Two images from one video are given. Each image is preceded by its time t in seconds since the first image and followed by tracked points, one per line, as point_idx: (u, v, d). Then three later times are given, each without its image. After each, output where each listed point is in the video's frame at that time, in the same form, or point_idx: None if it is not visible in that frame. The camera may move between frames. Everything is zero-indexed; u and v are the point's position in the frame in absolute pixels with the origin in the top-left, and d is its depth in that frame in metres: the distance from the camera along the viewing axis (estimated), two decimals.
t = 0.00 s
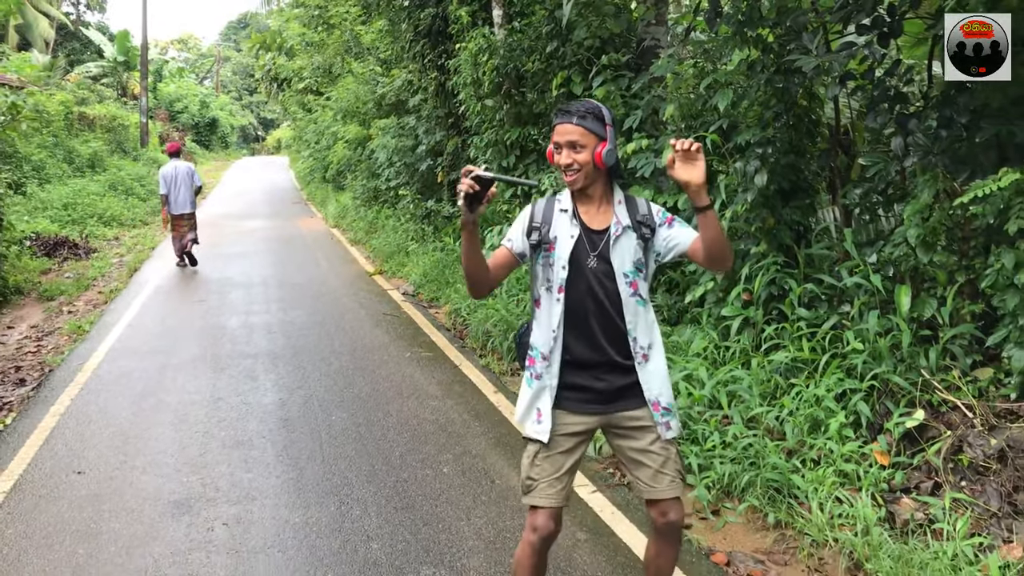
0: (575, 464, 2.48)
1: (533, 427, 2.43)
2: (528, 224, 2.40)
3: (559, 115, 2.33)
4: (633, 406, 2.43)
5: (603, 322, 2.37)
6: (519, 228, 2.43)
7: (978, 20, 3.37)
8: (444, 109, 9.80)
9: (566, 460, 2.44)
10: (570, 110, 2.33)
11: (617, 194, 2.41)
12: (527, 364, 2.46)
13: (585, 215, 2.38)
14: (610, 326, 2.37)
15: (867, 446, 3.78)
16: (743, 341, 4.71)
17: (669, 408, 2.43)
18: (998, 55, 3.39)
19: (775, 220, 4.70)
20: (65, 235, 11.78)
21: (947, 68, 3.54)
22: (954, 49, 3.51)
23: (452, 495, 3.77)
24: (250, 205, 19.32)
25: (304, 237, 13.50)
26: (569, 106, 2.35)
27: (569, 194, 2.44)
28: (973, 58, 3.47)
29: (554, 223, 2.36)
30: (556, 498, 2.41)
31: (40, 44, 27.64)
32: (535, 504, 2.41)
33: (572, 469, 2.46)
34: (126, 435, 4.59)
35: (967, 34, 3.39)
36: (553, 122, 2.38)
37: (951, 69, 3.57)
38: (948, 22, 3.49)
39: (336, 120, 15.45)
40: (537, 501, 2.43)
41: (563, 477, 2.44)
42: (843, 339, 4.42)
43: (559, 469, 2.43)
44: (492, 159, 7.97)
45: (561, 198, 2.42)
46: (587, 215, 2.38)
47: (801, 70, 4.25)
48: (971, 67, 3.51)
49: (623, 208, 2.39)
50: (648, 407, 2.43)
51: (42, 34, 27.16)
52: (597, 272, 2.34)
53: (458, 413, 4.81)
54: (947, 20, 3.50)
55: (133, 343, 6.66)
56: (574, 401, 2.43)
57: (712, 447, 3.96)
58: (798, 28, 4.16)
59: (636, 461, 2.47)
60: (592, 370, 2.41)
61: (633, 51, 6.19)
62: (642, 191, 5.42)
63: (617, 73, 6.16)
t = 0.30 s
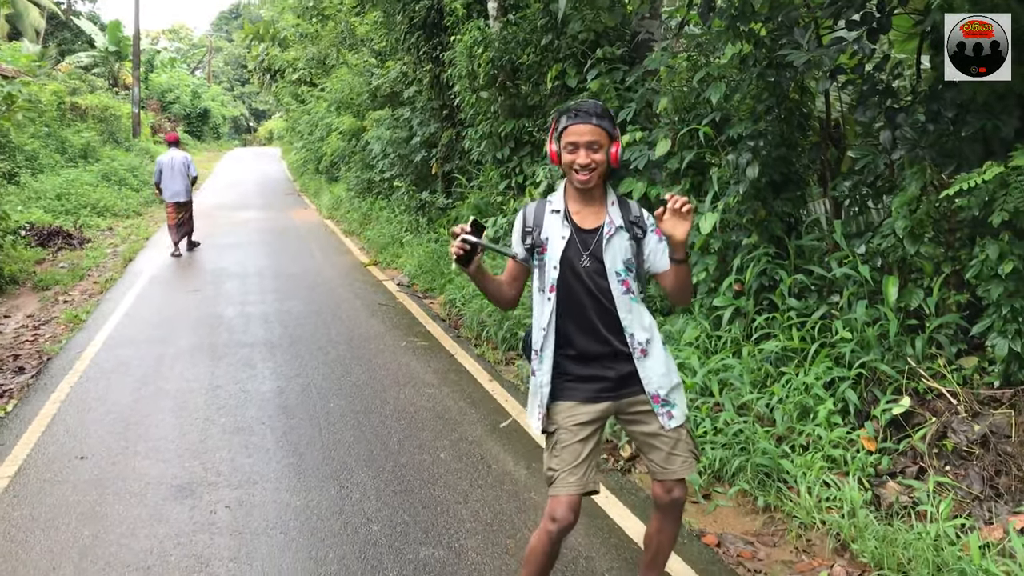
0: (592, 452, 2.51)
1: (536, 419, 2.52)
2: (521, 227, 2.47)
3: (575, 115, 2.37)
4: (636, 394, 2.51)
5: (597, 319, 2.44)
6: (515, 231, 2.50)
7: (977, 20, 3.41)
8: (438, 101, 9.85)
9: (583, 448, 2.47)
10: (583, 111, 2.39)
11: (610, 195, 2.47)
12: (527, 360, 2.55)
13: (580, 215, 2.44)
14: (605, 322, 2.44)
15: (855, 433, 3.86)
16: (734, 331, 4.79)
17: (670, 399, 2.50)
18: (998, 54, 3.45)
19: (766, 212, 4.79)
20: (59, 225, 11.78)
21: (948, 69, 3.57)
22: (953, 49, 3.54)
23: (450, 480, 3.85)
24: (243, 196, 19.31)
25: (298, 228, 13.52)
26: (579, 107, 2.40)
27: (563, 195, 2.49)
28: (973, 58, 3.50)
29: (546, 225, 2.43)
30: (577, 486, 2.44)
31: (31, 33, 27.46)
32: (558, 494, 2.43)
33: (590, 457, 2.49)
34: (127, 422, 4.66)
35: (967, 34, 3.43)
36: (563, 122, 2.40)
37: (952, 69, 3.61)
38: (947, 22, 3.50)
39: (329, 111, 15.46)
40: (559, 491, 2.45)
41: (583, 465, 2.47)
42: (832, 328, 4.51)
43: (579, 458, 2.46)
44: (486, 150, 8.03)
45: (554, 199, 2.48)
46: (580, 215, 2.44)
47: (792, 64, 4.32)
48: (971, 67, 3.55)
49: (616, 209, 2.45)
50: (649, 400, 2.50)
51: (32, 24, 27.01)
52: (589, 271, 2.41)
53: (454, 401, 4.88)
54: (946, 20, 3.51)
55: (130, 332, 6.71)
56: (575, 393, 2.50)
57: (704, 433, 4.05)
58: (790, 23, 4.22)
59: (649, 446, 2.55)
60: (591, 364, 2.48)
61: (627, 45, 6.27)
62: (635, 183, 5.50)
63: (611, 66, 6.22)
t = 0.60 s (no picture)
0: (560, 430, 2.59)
1: (512, 397, 2.58)
2: (494, 208, 2.51)
3: (576, 104, 2.43)
4: (604, 375, 2.58)
5: (569, 299, 2.52)
6: (484, 212, 2.53)
7: (977, 21, 3.49)
8: (439, 95, 9.93)
9: (549, 426, 2.55)
10: (571, 99, 2.45)
11: (577, 177, 2.57)
12: (502, 341, 2.62)
13: (551, 197, 2.52)
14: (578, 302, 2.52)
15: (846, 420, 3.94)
16: (730, 321, 4.88)
17: (636, 375, 2.59)
18: (998, 55, 3.51)
19: (762, 205, 4.87)
20: (62, 217, 11.85)
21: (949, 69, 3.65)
22: (954, 51, 3.62)
23: (450, 465, 3.94)
24: (245, 189, 19.35)
25: (300, 220, 13.59)
26: (572, 95, 2.46)
27: (534, 176, 2.54)
28: (973, 58, 3.58)
29: (518, 207, 2.49)
30: (546, 463, 2.52)
31: (32, 25, 27.46)
32: (528, 470, 2.52)
33: (557, 435, 2.56)
34: (133, 409, 4.74)
35: (967, 34, 3.51)
36: (561, 108, 2.43)
37: (952, 70, 3.68)
38: (947, 22, 3.61)
39: (331, 103, 15.53)
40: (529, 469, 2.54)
41: (550, 443, 2.55)
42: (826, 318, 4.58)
43: (547, 436, 2.53)
44: (487, 143, 8.10)
45: (521, 182, 2.54)
46: (549, 197, 2.52)
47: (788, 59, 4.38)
48: (971, 67, 3.62)
49: (582, 188, 2.56)
50: (616, 375, 2.59)
51: (33, 16, 27.02)
52: (564, 250, 2.50)
53: (454, 389, 4.97)
54: (946, 20, 3.61)
55: (133, 322, 6.79)
56: (550, 371, 2.56)
57: (699, 420, 4.14)
58: (785, 18, 4.30)
59: (612, 425, 2.64)
60: (563, 344, 2.56)
61: (626, 39, 6.35)
62: (634, 176, 5.57)
63: (610, 60, 6.29)
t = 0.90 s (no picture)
0: (514, 425, 2.66)
1: (462, 393, 2.61)
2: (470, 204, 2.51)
3: (551, 108, 2.47)
4: (555, 378, 2.68)
5: (532, 299, 2.58)
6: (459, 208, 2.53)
7: (977, 21, 3.56)
8: (445, 88, 10.02)
9: (504, 421, 2.62)
10: (545, 102, 2.49)
11: (552, 181, 2.63)
12: (456, 336, 2.64)
13: (526, 199, 2.56)
14: (542, 303, 2.60)
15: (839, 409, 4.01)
16: (727, 312, 4.96)
17: (586, 380, 2.68)
18: (998, 55, 3.60)
19: (760, 198, 4.93)
20: (72, 208, 11.99)
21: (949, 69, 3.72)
22: (954, 51, 3.69)
23: (451, 451, 4.04)
24: (252, 181, 19.48)
25: (306, 213, 13.71)
26: (547, 99, 2.51)
27: (510, 178, 2.57)
28: (973, 58, 3.65)
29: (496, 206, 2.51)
30: (504, 455, 2.58)
31: (42, 18, 27.63)
32: (488, 463, 2.56)
33: (511, 429, 2.64)
34: (142, 395, 4.86)
35: (968, 34, 3.58)
36: (535, 111, 2.47)
37: (951, 70, 3.75)
38: (947, 22, 3.65)
39: (338, 97, 15.65)
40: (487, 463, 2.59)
41: (506, 436, 2.61)
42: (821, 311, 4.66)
43: (502, 430, 2.60)
44: (492, 137, 8.19)
45: (498, 182, 2.58)
46: (524, 198, 2.56)
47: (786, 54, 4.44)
48: (971, 67, 3.69)
49: (558, 193, 2.62)
50: (567, 378, 2.68)
51: (43, 9, 27.18)
52: (535, 252, 2.55)
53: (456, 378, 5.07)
54: (946, 20, 3.65)
55: (141, 312, 6.90)
56: (502, 367, 2.64)
57: (694, 409, 4.22)
58: (783, 14, 4.36)
59: (564, 429, 2.72)
60: (519, 342, 2.64)
61: (629, 34, 6.43)
62: (635, 169, 5.64)
63: (613, 54, 6.37)
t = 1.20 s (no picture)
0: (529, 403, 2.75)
1: (482, 376, 2.68)
2: (477, 192, 2.59)
3: (550, 94, 2.55)
4: (569, 355, 2.76)
5: (545, 281, 2.67)
6: (466, 197, 2.62)
7: (977, 21, 3.68)
8: (454, 78, 10.11)
9: (519, 400, 2.70)
10: (544, 89, 2.57)
11: (554, 165, 2.72)
12: (472, 321, 2.72)
13: (531, 184, 2.65)
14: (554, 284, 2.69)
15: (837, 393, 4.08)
16: (730, 299, 5.04)
17: (599, 352, 2.79)
18: (998, 55, 3.70)
19: (763, 187, 5.00)
20: (85, 196, 12.16)
21: (949, 68, 3.82)
22: (954, 51, 3.80)
23: (457, 430, 4.16)
24: (263, 170, 19.62)
25: (317, 202, 13.84)
26: (546, 85, 2.58)
27: (513, 164, 2.66)
28: (973, 58, 3.76)
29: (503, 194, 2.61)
30: (517, 433, 2.67)
31: (54, 7, 27.81)
32: (502, 440, 2.66)
33: (526, 408, 2.72)
34: (154, 376, 4.99)
35: (967, 34, 3.71)
36: (535, 98, 2.55)
37: (952, 69, 3.85)
38: (947, 22, 3.77)
39: (348, 87, 15.77)
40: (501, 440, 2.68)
41: (520, 414, 2.70)
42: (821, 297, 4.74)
43: (517, 408, 2.69)
44: (500, 126, 8.27)
45: (503, 169, 2.66)
46: (529, 184, 2.65)
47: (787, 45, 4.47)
48: (971, 67, 3.78)
49: (560, 175, 2.72)
50: (581, 353, 2.78)
51: None
52: (544, 235, 2.65)
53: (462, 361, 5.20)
54: (946, 20, 3.77)
55: (153, 297, 7.04)
56: (519, 348, 2.72)
57: (695, 391, 4.32)
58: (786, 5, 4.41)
59: (582, 404, 2.81)
60: (535, 323, 2.72)
61: (636, 23, 6.50)
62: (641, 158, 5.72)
63: (620, 44, 6.43)
